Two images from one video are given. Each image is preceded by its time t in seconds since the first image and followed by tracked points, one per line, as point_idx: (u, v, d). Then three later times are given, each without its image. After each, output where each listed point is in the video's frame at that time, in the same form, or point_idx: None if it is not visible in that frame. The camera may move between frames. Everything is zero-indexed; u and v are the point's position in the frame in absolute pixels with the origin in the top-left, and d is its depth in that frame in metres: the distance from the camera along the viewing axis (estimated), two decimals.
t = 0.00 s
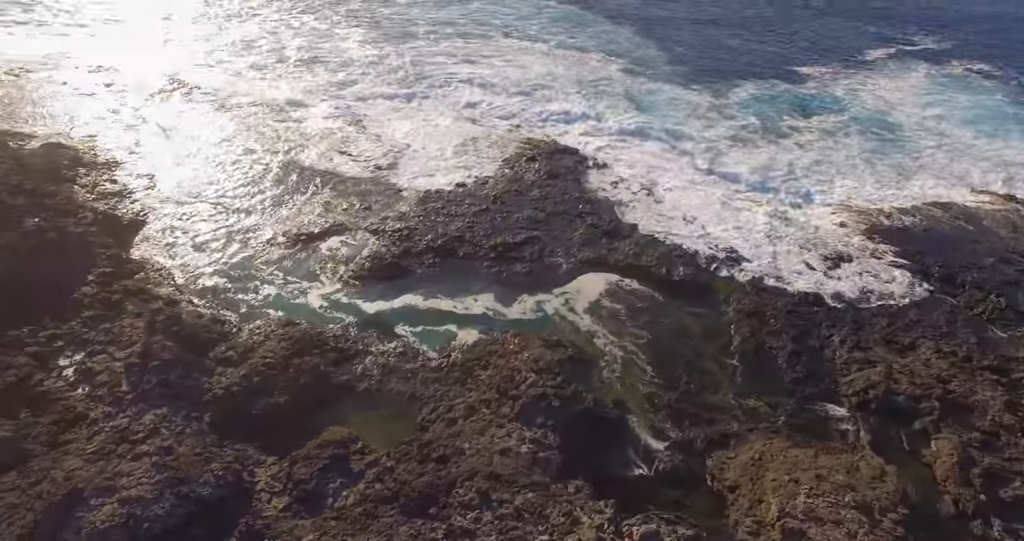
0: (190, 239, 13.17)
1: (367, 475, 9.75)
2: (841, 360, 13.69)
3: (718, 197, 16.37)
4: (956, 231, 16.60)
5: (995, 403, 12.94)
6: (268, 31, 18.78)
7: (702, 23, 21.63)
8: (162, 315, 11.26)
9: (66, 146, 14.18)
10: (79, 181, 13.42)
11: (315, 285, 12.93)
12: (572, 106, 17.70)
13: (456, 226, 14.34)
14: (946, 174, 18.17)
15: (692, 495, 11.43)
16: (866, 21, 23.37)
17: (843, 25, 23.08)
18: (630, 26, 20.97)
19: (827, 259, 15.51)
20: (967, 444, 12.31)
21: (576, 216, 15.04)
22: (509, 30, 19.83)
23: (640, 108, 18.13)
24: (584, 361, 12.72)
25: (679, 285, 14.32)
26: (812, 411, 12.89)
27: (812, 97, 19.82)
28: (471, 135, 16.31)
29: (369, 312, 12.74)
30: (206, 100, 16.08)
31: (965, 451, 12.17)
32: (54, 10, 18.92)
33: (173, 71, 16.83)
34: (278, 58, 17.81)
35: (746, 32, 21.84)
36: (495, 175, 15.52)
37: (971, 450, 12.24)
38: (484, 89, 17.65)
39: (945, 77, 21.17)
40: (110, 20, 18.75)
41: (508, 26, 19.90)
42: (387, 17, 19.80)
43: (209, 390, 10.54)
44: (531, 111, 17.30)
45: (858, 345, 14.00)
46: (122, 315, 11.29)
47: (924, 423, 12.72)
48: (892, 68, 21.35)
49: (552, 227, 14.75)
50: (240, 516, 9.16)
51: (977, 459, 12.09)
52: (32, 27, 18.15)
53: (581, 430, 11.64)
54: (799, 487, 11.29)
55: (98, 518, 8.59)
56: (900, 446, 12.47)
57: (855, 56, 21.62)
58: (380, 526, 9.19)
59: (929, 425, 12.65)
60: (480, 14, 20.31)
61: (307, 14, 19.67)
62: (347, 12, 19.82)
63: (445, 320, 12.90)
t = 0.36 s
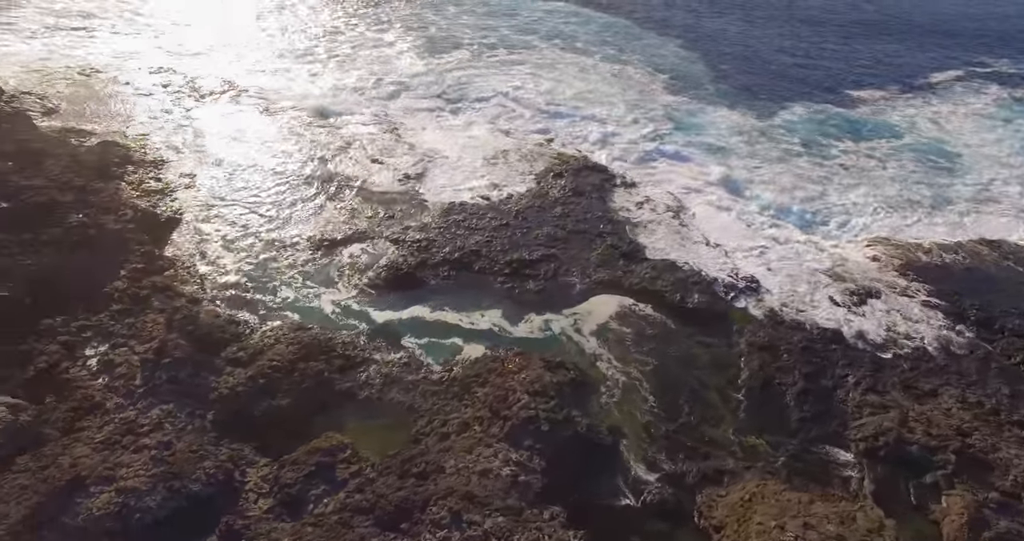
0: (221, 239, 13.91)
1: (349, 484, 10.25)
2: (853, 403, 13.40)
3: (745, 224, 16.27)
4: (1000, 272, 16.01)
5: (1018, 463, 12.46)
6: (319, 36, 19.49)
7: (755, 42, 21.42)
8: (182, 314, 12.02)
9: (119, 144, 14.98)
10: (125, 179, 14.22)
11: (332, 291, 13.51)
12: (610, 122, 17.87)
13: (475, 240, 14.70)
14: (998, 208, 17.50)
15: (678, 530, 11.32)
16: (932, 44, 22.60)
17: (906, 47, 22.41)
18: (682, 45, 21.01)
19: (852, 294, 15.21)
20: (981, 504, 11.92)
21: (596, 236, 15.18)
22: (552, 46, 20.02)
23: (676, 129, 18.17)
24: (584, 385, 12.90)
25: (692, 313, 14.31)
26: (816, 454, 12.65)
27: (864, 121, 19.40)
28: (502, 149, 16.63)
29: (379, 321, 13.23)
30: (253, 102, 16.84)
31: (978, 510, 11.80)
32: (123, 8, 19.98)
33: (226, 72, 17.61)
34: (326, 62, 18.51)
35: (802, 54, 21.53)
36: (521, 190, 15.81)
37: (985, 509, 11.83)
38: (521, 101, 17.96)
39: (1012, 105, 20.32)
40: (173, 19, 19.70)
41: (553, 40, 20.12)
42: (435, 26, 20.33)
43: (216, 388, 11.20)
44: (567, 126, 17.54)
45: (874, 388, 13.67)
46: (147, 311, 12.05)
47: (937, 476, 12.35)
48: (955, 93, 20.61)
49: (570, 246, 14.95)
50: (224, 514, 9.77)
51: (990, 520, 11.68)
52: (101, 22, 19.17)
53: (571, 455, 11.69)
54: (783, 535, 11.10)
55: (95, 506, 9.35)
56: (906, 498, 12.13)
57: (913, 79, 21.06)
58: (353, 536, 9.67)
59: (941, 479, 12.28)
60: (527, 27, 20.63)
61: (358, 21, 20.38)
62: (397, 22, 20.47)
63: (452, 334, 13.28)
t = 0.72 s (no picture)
0: (243, 240, 14.50)
1: (329, 490, 10.64)
2: (857, 442, 13.05)
3: (766, 249, 16.02)
4: None
5: None
6: (360, 43, 20.04)
7: (800, 63, 21.17)
8: (195, 312, 12.61)
9: (159, 144, 15.66)
10: (161, 179, 14.90)
11: (342, 296, 13.96)
12: (639, 141, 17.98)
13: (487, 253, 14.93)
14: None
15: None
16: (993, 66, 21.76)
17: (965, 68, 21.66)
18: (724, 64, 20.84)
19: (871, 327, 14.87)
20: None
21: (609, 255, 15.22)
22: (593, 57, 20.28)
23: (707, 149, 18.11)
24: (579, 405, 12.98)
25: (700, 338, 14.17)
26: (812, 492, 12.38)
27: (910, 146, 18.82)
28: (524, 163, 16.87)
29: (385, 329, 13.62)
30: (289, 107, 17.44)
31: None
32: (178, 10, 20.84)
33: (267, 76, 18.25)
34: (364, 70, 19.05)
35: (850, 75, 20.96)
36: (541, 203, 16.05)
37: None
38: (549, 115, 18.24)
39: None
40: (224, 22, 20.48)
41: (590, 56, 20.25)
42: (474, 37, 20.67)
43: (218, 387, 11.75)
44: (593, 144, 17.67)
45: (882, 428, 13.28)
46: (164, 308, 12.70)
47: (940, 526, 11.88)
48: (1012, 118, 19.80)
49: (583, 264, 15.03)
50: (209, 511, 10.32)
51: None
52: (157, 24, 20.04)
53: (556, 475, 11.76)
54: None
55: (90, 494, 9.99)
56: None
57: (966, 101, 20.41)
58: None
59: (945, 530, 11.81)
60: (565, 41, 20.78)
61: (398, 28, 20.89)
62: (436, 30, 20.88)
63: (455, 346, 13.57)
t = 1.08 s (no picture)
0: (263, 235, 14.88)
1: (309, 487, 10.86)
2: (864, 477, 12.51)
3: (789, 269, 15.60)
4: None
5: None
6: (400, 45, 20.34)
7: (849, 81, 20.57)
8: (205, 304, 12.99)
9: (194, 139, 16.12)
10: (191, 174, 15.34)
11: (351, 295, 14.17)
12: (668, 156, 17.80)
13: (499, 260, 14.93)
14: None
15: None
16: None
17: None
18: (766, 78, 20.43)
19: (894, 356, 14.28)
20: None
21: (623, 268, 15.06)
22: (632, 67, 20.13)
23: (738, 164, 17.76)
24: (575, 419, 12.86)
25: (706, 359, 13.89)
26: (808, 525, 11.89)
27: (961, 167, 18.23)
28: (548, 170, 16.87)
29: (389, 331, 13.76)
30: (323, 108, 17.85)
31: None
32: (230, 8, 21.45)
33: (305, 77, 18.71)
34: (400, 73, 19.33)
35: (901, 97, 20.30)
36: (560, 210, 16.00)
37: None
38: (578, 125, 18.18)
39: None
40: (271, 22, 21.05)
41: (627, 66, 20.13)
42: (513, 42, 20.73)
43: (218, 378, 12.10)
44: (621, 156, 17.59)
45: (892, 464, 12.69)
46: (177, 299, 13.11)
47: None
48: None
49: (595, 273, 14.92)
50: (193, 498, 10.70)
51: None
52: (207, 21, 20.67)
53: (539, 488, 11.67)
54: None
55: (81, 474, 10.50)
56: None
57: None
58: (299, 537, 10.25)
59: None
60: (604, 49, 20.64)
61: (439, 32, 21.13)
62: (477, 35, 21.02)
63: (457, 351, 13.63)
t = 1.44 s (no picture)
0: (288, 227, 15.25)
1: (294, 477, 11.06)
2: (874, 515, 11.82)
3: (818, 290, 15.01)
4: None
5: None
6: (446, 48, 20.56)
7: (910, 99, 19.57)
8: (221, 291, 13.33)
9: (234, 132, 16.53)
10: (227, 166, 15.74)
11: (365, 290, 14.33)
12: (704, 168, 17.39)
13: (516, 264, 14.85)
14: None
15: None
16: None
17: None
18: (820, 94, 19.84)
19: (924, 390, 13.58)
20: None
21: (643, 279, 14.77)
22: (680, 77, 19.94)
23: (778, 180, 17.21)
24: (573, 430, 12.64)
25: (718, 378, 13.45)
26: None
27: None
28: (577, 177, 16.81)
29: (398, 329, 13.84)
30: (362, 106, 18.18)
31: None
32: (287, 5, 22.05)
33: (348, 76, 19.11)
34: (443, 74, 19.54)
35: (966, 117, 19.28)
36: (585, 218, 15.86)
37: None
38: (615, 133, 18.02)
39: None
40: (324, 20, 21.52)
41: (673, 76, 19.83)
42: (558, 50, 20.72)
43: (223, 364, 12.46)
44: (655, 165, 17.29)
45: (908, 505, 11.98)
46: (196, 285, 13.52)
47: None
48: None
49: (614, 283, 14.73)
50: (183, 478, 11.05)
51: None
52: (263, 19, 21.28)
53: (525, 497, 11.48)
54: None
55: (81, 446, 10.98)
56: None
57: None
58: (277, 525, 10.44)
59: None
60: (649, 58, 20.35)
61: (485, 36, 21.26)
62: (523, 40, 21.09)
63: (463, 353, 13.61)
